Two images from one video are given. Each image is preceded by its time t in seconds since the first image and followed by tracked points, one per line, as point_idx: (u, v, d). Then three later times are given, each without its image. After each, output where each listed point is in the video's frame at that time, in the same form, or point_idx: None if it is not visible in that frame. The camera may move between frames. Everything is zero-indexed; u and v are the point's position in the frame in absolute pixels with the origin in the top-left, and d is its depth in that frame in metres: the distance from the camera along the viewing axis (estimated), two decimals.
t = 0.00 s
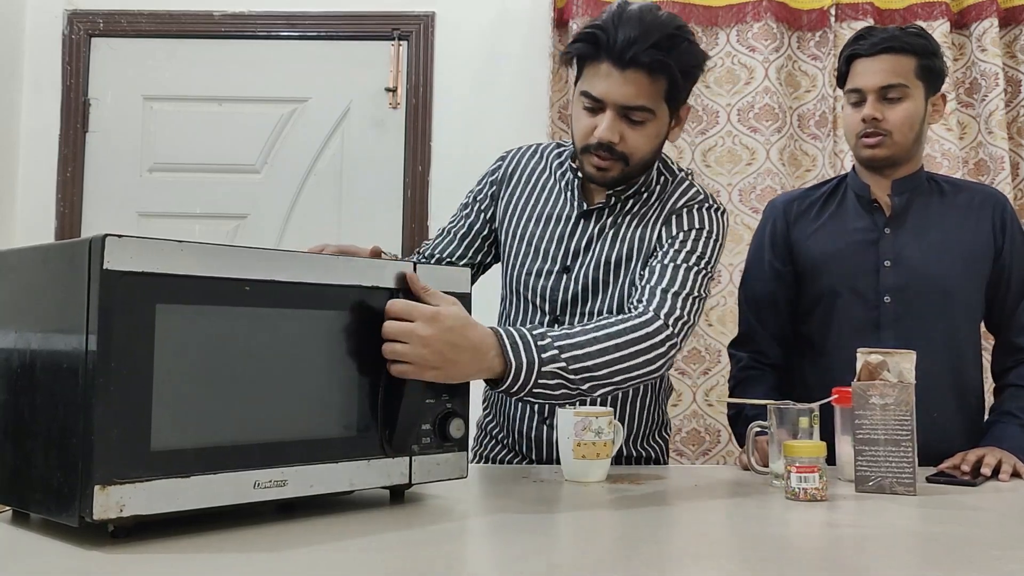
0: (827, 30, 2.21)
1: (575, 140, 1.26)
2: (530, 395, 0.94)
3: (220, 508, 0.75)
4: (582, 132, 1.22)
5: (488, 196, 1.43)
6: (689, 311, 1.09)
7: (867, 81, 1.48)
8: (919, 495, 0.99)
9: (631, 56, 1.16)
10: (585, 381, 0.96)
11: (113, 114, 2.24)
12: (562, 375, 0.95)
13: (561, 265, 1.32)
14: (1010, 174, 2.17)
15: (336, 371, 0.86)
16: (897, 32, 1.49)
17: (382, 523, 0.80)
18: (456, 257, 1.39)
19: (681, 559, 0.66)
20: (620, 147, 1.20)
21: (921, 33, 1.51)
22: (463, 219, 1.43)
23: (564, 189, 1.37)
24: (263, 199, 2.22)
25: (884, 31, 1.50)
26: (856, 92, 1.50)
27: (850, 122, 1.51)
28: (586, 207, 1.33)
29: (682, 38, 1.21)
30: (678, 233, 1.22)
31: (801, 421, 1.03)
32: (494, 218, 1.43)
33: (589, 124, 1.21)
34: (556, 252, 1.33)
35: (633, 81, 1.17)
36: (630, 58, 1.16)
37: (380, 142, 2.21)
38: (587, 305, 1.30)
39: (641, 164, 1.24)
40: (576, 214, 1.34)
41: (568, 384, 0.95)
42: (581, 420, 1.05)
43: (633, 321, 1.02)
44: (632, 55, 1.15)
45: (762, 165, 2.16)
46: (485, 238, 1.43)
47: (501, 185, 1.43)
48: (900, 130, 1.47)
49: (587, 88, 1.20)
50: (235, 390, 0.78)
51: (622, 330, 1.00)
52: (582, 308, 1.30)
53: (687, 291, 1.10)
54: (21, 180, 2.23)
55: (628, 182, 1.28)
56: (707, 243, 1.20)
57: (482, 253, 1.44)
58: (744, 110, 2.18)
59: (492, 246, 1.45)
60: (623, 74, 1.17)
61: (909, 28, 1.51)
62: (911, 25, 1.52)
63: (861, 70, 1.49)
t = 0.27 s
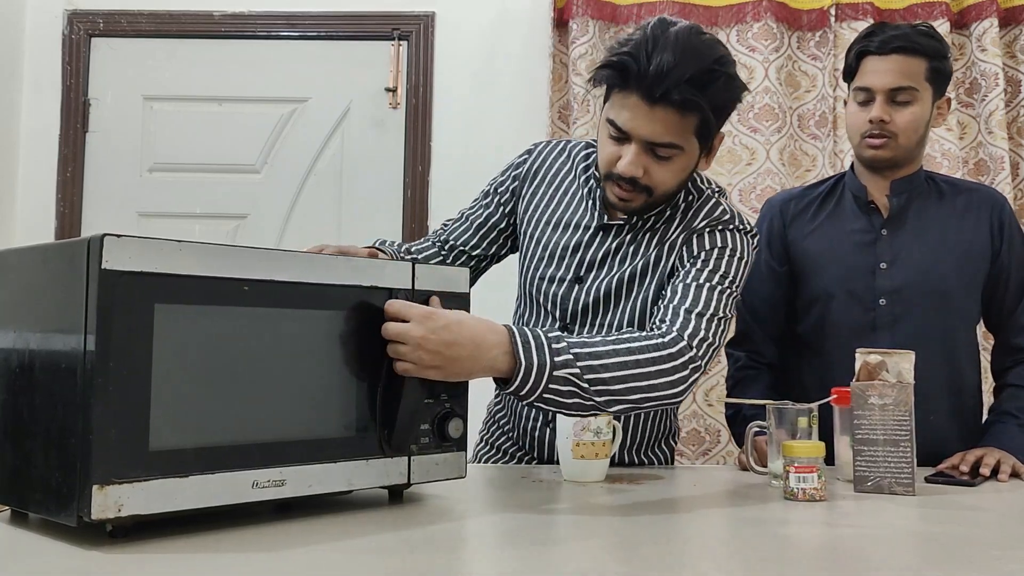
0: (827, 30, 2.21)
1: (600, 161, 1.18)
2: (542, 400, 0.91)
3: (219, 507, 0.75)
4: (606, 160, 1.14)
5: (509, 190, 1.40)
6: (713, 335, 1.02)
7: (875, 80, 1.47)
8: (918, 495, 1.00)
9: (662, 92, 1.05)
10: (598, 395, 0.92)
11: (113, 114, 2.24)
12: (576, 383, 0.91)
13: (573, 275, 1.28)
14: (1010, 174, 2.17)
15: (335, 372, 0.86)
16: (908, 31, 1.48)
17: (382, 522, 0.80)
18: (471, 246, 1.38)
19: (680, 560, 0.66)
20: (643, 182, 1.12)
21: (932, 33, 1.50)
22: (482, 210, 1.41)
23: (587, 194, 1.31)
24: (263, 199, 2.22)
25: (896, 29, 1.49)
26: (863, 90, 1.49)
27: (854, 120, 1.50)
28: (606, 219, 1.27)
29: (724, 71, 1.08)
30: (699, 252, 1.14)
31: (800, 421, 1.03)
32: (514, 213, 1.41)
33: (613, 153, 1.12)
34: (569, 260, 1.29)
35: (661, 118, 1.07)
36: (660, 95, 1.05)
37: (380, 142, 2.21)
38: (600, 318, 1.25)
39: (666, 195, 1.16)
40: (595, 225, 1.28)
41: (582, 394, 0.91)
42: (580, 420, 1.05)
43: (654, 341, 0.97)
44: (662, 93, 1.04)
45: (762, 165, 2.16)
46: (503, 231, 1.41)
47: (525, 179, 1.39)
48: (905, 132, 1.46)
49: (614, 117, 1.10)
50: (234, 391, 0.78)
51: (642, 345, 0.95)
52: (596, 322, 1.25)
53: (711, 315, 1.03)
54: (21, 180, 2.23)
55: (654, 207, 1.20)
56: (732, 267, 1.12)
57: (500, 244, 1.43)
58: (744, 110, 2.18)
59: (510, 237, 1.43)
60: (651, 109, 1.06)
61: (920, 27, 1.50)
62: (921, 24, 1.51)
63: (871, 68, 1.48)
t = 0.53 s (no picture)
0: (827, 30, 2.21)
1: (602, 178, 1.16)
2: (537, 412, 0.91)
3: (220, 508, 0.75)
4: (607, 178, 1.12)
5: (512, 190, 1.40)
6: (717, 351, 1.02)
7: (902, 87, 1.43)
8: (919, 495, 1.00)
9: (665, 119, 1.02)
10: (595, 410, 0.92)
11: (113, 114, 2.24)
12: (570, 397, 0.91)
13: (574, 284, 1.27)
14: (1010, 174, 2.17)
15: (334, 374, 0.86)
16: (941, 38, 1.44)
17: (383, 523, 0.80)
18: (473, 243, 1.38)
19: (681, 560, 0.66)
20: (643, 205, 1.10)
21: (962, 43, 1.47)
22: (486, 207, 1.40)
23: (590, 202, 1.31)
24: (263, 199, 2.22)
25: (929, 33, 1.44)
26: (888, 94, 1.45)
27: (873, 123, 1.47)
28: (609, 229, 1.26)
29: (732, 96, 1.05)
30: (703, 266, 1.13)
31: (800, 421, 1.03)
32: (517, 212, 1.41)
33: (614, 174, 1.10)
34: (571, 269, 1.28)
35: (664, 145, 1.04)
36: (664, 121, 1.02)
37: (380, 142, 2.21)
38: (602, 327, 1.25)
39: (667, 215, 1.15)
40: (599, 234, 1.27)
41: (576, 408, 0.92)
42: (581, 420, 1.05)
43: (656, 358, 0.97)
44: (666, 120, 1.01)
45: (762, 166, 2.16)
46: (505, 231, 1.41)
47: (530, 180, 1.39)
48: (922, 147, 1.45)
49: (617, 137, 1.07)
50: (234, 392, 0.78)
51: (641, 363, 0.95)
52: (597, 331, 1.25)
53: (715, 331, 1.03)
54: (21, 180, 2.23)
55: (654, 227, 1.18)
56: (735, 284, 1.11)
57: (502, 244, 1.42)
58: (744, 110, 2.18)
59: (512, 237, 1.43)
60: (654, 135, 1.04)
61: (951, 34, 1.47)
62: (952, 30, 1.48)
63: (898, 73, 1.44)
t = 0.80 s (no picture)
0: (827, 30, 2.21)
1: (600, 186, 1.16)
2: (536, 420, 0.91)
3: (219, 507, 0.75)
4: (604, 186, 1.13)
5: (512, 188, 1.40)
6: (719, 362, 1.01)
7: (902, 91, 1.42)
8: (918, 495, 1.00)
9: (660, 131, 1.02)
10: (594, 419, 0.92)
11: (113, 114, 2.24)
12: (567, 404, 0.91)
13: (574, 290, 1.28)
14: (1010, 174, 2.17)
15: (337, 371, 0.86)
16: (942, 40, 1.42)
17: (382, 523, 0.80)
18: (473, 239, 1.38)
19: (680, 559, 0.66)
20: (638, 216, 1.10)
21: (963, 45, 1.45)
22: (486, 205, 1.40)
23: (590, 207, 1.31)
24: (263, 199, 2.22)
25: (931, 35, 1.43)
26: (887, 97, 1.44)
27: (869, 124, 1.46)
28: (608, 236, 1.26)
29: (730, 109, 1.04)
30: (704, 276, 1.13)
31: (800, 421, 1.03)
32: (518, 210, 1.41)
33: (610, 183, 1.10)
34: (570, 275, 1.28)
35: (659, 157, 1.04)
36: (659, 133, 1.02)
37: (380, 142, 2.21)
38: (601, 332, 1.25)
39: (664, 225, 1.15)
40: (600, 240, 1.27)
41: (574, 415, 0.92)
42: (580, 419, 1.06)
43: (657, 371, 0.97)
44: (660, 132, 1.01)
45: (762, 166, 2.16)
46: (504, 230, 1.41)
47: (531, 180, 1.39)
48: (917, 151, 1.44)
49: (613, 147, 1.07)
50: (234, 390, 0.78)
51: (640, 372, 0.96)
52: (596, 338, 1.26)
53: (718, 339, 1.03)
54: (21, 179, 2.23)
55: (650, 236, 1.18)
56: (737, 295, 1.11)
57: (501, 242, 1.43)
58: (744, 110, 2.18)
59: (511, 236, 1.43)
60: (650, 147, 1.04)
61: (953, 36, 1.45)
62: (954, 31, 1.46)
63: (897, 76, 1.43)
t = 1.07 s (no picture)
0: (827, 30, 2.21)
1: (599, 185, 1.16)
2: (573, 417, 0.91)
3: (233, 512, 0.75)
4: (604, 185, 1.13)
5: (513, 189, 1.40)
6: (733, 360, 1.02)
7: (875, 83, 1.43)
8: (918, 495, 1.00)
9: (660, 128, 1.02)
10: (629, 414, 0.93)
11: (113, 114, 2.24)
12: (604, 400, 0.92)
13: (576, 289, 1.27)
14: (1010, 174, 2.17)
15: (368, 373, 0.84)
16: (909, 31, 1.44)
17: (383, 524, 0.80)
18: (472, 239, 1.38)
19: (681, 560, 0.66)
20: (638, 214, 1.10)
21: (930, 35, 1.47)
22: (485, 205, 1.40)
23: (590, 207, 1.31)
24: (263, 199, 2.22)
25: (898, 27, 1.45)
26: (862, 91, 1.45)
27: (845, 118, 1.47)
28: (609, 235, 1.26)
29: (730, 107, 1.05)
30: (711, 271, 1.15)
31: (800, 421, 1.03)
32: (519, 210, 1.40)
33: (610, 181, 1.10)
34: (572, 275, 1.28)
35: (659, 154, 1.04)
36: (659, 130, 1.02)
37: (380, 142, 2.21)
38: (605, 331, 1.25)
39: (664, 224, 1.15)
40: (601, 239, 1.27)
41: (610, 411, 0.93)
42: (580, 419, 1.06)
43: (685, 363, 0.99)
44: (661, 129, 1.01)
45: (762, 166, 2.16)
46: (504, 230, 1.41)
47: (530, 179, 1.39)
48: (895, 141, 1.45)
49: (613, 145, 1.07)
50: (251, 394, 0.76)
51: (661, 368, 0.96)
52: (600, 337, 1.26)
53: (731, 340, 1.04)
54: (21, 179, 2.23)
55: (650, 236, 1.18)
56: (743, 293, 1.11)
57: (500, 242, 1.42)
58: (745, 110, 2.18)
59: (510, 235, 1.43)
60: (650, 144, 1.04)
61: (920, 27, 1.47)
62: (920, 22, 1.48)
63: (870, 69, 1.44)
